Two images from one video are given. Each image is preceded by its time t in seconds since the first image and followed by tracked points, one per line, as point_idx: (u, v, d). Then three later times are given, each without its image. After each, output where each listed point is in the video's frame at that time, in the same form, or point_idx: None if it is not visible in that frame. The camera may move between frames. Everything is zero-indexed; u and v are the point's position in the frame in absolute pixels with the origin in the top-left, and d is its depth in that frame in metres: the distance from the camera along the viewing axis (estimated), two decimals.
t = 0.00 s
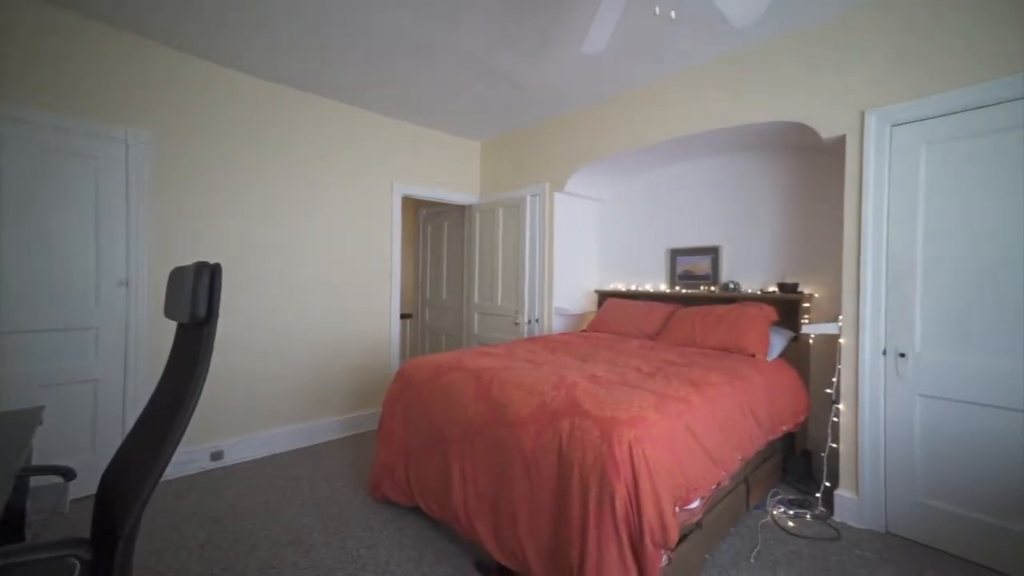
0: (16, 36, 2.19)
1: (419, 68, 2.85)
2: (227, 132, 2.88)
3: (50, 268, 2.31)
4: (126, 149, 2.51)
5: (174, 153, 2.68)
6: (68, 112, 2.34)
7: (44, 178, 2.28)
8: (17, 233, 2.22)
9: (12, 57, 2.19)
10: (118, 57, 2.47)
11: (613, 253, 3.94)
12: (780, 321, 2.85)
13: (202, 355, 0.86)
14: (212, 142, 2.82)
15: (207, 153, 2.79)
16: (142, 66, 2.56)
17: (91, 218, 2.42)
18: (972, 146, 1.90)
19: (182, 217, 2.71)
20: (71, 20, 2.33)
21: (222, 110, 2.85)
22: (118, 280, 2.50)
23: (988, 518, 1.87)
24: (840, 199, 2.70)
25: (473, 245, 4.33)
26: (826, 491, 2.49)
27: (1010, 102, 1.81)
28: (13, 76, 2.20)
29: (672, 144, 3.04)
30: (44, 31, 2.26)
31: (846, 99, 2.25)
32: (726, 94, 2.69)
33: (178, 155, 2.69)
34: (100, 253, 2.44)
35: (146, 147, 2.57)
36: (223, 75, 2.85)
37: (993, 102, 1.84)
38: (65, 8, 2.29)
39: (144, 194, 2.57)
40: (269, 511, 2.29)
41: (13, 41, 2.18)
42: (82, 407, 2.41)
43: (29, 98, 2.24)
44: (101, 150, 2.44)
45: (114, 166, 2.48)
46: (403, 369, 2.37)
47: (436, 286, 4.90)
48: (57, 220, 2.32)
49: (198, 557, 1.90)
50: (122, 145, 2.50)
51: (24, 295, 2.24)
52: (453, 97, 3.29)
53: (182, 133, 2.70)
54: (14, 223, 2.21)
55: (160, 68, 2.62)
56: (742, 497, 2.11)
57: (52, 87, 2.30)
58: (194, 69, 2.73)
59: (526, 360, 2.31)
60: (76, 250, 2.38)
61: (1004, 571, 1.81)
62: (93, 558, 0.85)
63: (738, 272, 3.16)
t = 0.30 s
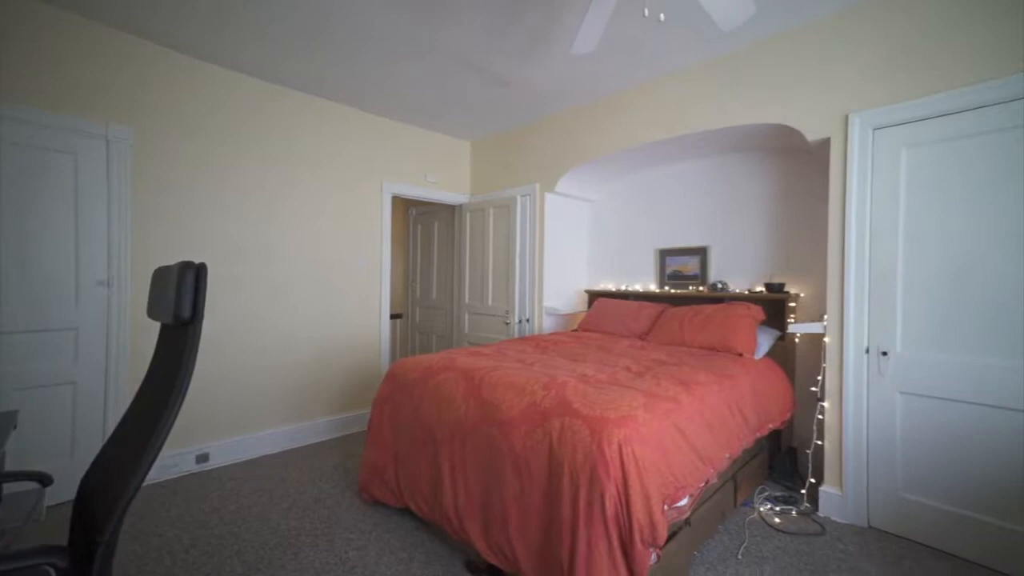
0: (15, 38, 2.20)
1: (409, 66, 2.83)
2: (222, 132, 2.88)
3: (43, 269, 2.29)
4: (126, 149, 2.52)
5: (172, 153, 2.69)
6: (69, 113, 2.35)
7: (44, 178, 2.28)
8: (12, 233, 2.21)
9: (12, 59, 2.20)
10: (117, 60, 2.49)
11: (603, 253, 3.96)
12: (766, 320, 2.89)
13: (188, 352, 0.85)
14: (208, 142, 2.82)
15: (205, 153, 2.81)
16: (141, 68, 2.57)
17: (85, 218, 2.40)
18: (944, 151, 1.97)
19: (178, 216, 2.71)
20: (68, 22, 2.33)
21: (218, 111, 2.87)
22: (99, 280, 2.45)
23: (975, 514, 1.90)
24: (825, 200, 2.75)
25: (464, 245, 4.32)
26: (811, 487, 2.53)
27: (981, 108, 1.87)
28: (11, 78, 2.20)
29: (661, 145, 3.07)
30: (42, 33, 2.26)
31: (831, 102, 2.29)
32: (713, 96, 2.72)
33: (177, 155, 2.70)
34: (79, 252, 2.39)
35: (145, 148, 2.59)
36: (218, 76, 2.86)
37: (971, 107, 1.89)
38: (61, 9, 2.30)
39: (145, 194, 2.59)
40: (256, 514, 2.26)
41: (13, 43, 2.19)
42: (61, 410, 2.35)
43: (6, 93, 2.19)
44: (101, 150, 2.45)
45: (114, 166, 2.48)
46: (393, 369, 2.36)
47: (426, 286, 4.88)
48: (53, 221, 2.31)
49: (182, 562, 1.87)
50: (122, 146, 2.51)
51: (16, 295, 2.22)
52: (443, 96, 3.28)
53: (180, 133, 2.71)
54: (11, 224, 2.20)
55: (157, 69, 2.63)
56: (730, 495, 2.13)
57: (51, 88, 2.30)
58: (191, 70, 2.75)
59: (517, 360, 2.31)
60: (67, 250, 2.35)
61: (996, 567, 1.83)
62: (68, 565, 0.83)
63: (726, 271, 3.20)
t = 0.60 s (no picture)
0: (15, 39, 2.19)
1: (400, 65, 2.82)
2: (218, 132, 2.88)
3: (36, 269, 2.27)
4: (126, 150, 2.54)
5: (170, 153, 2.70)
6: (70, 115, 2.36)
7: (43, 179, 2.28)
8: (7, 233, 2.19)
9: (12, 61, 2.20)
10: (116, 60, 2.49)
11: (593, 253, 3.98)
12: (754, 319, 2.93)
13: (176, 347, 0.85)
14: (205, 142, 2.83)
15: (202, 153, 2.82)
16: (141, 68, 2.58)
17: (81, 218, 2.39)
18: (935, 152, 1.99)
19: (175, 216, 2.72)
20: (68, 22, 2.33)
21: (216, 111, 2.87)
22: (79, 279, 2.40)
23: (974, 514, 1.90)
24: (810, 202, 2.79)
25: (454, 245, 4.32)
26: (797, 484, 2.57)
27: (975, 110, 1.89)
28: (10, 78, 2.20)
29: (651, 146, 3.09)
30: (42, 33, 2.26)
31: (816, 105, 2.33)
32: (702, 99, 2.75)
33: (175, 156, 2.71)
34: (59, 251, 2.33)
35: (144, 148, 2.60)
36: (215, 76, 2.86)
37: (951, 110, 1.94)
38: (60, 9, 2.29)
39: (144, 194, 2.61)
40: (243, 517, 2.24)
41: (13, 44, 2.19)
42: (39, 413, 2.29)
43: None
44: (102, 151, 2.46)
45: (114, 167, 2.50)
46: (382, 370, 2.35)
47: (417, 286, 4.86)
48: (50, 221, 2.31)
49: (166, 567, 1.84)
50: (121, 146, 2.53)
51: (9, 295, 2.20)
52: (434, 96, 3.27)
53: (178, 133, 2.72)
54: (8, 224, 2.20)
55: (155, 69, 2.63)
56: (718, 492, 2.16)
57: (50, 89, 2.30)
58: (188, 70, 2.75)
59: (507, 360, 2.31)
60: (58, 250, 2.33)
61: (997, 567, 1.83)
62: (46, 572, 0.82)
63: (714, 271, 3.23)
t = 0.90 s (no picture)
0: (14, 39, 2.19)
1: (390, 63, 2.79)
2: (216, 132, 2.88)
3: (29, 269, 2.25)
4: (127, 151, 2.55)
5: (169, 153, 2.71)
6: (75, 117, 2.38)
7: (43, 179, 2.29)
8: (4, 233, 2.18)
9: (12, 61, 2.20)
10: (115, 61, 2.50)
11: (584, 253, 3.99)
12: (742, 319, 2.96)
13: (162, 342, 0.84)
14: (204, 142, 2.83)
15: (202, 153, 2.82)
16: (140, 69, 2.59)
17: (80, 217, 2.40)
18: (943, 151, 1.97)
19: (175, 216, 2.72)
20: (66, 22, 2.33)
21: (215, 111, 2.88)
22: (58, 279, 2.34)
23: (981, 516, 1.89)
24: (797, 203, 2.84)
25: (445, 245, 4.30)
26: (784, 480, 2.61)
27: (980, 109, 1.88)
28: (10, 78, 2.20)
29: (641, 147, 3.11)
30: (43, 34, 2.26)
31: (802, 107, 2.36)
32: (691, 100, 2.77)
33: (174, 156, 2.72)
34: (37, 251, 2.27)
35: (145, 149, 2.61)
36: (214, 76, 2.87)
37: (933, 114, 1.98)
38: (60, 9, 2.29)
39: (146, 194, 2.62)
40: (230, 521, 2.20)
41: (13, 45, 2.19)
42: (17, 417, 2.23)
43: None
44: (103, 151, 2.48)
45: (116, 167, 2.52)
46: (373, 371, 2.33)
47: (407, 286, 4.83)
48: (49, 221, 2.31)
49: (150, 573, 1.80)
50: (122, 147, 2.54)
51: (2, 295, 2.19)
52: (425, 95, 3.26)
53: (177, 133, 2.73)
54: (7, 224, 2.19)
55: (154, 70, 2.64)
56: (707, 490, 2.18)
57: (51, 89, 2.31)
58: (187, 70, 2.76)
59: (498, 360, 2.31)
60: (50, 249, 2.31)
61: (1001, 567, 1.83)
62: None
63: (703, 271, 3.27)
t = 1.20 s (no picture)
0: (14, 39, 2.19)
1: (381, 62, 2.77)
2: (215, 132, 2.89)
3: (27, 269, 2.25)
4: (127, 151, 2.56)
5: (169, 153, 2.71)
6: (75, 118, 2.38)
7: (44, 179, 2.29)
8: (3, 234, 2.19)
9: (12, 61, 2.20)
10: (115, 60, 2.49)
11: (575, 253, 4.00)
12: (731, 318, 2.99)
13: (145, 342, 0.82)
14: (203, 142, 2.83)
15: (202, 153, 2.83)
16: (140, 68, 2.59)
17: (79, 218, 2.40)
18: (936, 152, 1.99)
19: (175, 216, 2.73)
20: (65, 22, 2.33)
21: (215, 111, 2.89)
22: (37, 280, 2.28)
23: (976, 514, 1.90)
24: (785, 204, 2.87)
25: (436, 245, 4.28)
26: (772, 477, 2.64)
27: (979, 109, 1.89)
28: (10, 78, 2.20)
29: (633, 148, 3.12)
30: (43, 35, 2.26)
31: (790, 110, 2.39)
32: (680, 102, 2.80)
33: (174, 155, 2.73)
34: (15, 250, 2.21)
35: (145, 149, 2.62)
36: (215, 76, 2.88)
37: (917, 117, 2.02)
38: (60, 9, 2.29)
39: (146, 194, 2.63)
40: (217, 524, 2.17)
41: (12, 44, 2.19)
42: None
43: None
44: (104, 151, 2.48)
45: (116, 167, 2.52)
46: (363, 371, 2.31)
47: (398, 286, 4.81)
48: (49, 221, 2.31)
49: None
50: (122, 147, 2.54)
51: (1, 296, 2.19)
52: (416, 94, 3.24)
53: (178, 133, 2.73)
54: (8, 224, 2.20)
55: (154, 70, 2.64)
56: (697, 488, 2.20)
57: (50, 89, 2.31)
58: (187, 70, 2.76)
59: (489, 360, 2.30)
60: (44, 249, 2.30)
61: (1001, 567, 1.83)
62: None
63: (693, 271, 3.29)
